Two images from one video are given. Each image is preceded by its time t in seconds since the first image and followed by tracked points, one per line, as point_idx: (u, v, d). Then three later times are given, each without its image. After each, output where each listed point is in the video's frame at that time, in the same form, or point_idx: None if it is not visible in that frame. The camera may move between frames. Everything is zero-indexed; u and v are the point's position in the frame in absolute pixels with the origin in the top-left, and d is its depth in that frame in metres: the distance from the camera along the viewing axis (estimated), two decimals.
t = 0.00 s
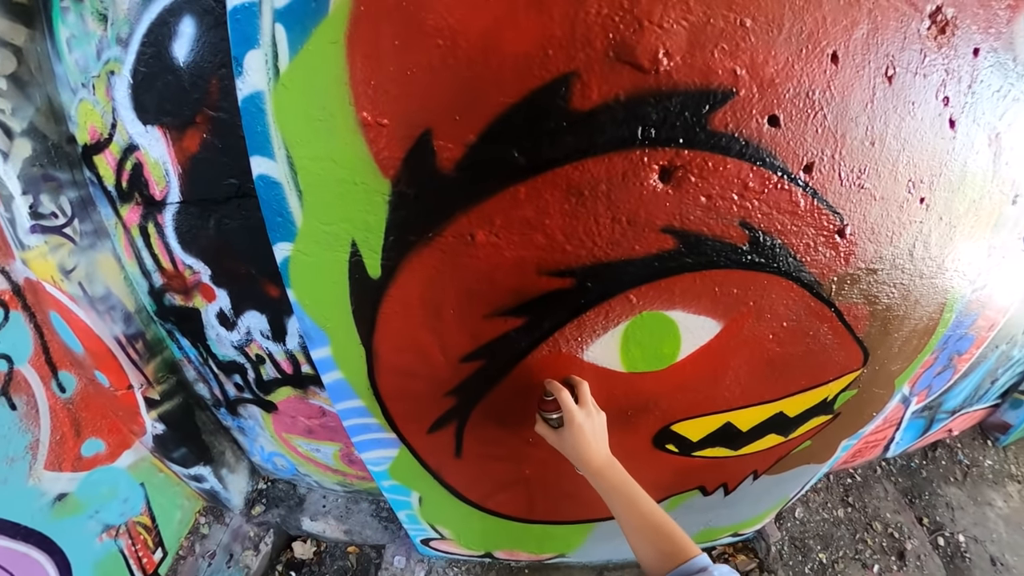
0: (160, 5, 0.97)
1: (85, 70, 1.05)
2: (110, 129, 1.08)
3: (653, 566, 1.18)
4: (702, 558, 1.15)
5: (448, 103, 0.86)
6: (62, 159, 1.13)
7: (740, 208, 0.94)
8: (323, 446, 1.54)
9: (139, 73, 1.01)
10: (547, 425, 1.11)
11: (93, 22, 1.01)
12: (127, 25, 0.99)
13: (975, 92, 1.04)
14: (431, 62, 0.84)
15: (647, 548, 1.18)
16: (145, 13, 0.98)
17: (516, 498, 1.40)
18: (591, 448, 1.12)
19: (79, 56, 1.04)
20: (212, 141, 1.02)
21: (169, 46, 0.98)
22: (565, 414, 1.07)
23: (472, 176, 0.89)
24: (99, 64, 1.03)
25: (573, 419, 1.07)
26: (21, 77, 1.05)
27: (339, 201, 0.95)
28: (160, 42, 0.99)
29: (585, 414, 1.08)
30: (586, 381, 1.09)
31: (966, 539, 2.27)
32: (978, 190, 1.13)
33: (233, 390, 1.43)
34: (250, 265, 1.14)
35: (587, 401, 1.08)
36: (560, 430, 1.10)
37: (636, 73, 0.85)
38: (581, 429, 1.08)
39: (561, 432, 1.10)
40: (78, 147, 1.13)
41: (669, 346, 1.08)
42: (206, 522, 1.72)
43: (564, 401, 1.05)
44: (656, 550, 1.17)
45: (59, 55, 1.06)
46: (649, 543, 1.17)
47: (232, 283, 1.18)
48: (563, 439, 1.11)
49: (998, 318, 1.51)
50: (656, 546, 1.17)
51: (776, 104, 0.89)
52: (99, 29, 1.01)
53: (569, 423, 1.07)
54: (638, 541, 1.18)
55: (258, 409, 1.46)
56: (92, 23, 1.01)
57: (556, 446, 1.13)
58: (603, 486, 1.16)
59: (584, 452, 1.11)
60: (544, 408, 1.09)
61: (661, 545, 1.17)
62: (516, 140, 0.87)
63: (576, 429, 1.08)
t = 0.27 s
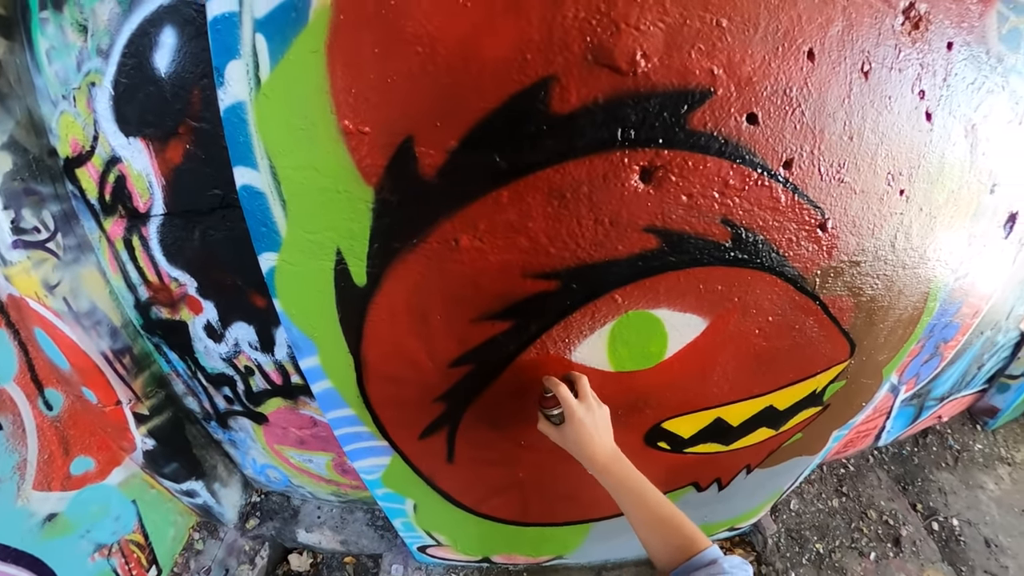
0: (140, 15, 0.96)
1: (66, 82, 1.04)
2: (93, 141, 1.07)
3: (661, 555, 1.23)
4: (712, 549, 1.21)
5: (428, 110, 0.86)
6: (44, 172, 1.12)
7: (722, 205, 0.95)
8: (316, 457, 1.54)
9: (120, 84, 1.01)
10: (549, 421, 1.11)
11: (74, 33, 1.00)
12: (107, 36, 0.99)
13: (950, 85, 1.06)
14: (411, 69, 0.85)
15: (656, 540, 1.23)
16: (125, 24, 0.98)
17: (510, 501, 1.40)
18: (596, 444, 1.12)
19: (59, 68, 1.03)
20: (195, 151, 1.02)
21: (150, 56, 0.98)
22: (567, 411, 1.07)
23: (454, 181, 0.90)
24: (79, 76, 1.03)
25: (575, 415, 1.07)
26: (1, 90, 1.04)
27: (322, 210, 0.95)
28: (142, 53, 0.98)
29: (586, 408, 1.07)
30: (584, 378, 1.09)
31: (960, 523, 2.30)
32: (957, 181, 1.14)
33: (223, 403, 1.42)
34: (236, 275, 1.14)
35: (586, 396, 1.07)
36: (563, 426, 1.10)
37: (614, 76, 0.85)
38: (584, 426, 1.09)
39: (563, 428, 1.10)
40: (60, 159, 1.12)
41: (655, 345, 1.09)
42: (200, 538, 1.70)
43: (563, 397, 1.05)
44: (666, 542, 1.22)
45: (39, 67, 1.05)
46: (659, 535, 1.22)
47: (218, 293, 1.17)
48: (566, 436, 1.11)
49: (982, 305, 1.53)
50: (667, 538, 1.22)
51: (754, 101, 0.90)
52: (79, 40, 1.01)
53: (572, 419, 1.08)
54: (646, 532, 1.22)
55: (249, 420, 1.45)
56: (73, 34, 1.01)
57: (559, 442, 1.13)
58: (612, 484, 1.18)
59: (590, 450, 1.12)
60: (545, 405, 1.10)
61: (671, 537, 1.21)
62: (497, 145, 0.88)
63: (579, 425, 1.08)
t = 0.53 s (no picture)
0: (113, 35, 0.96)
1: (41, 103, 1.04)
2: (69, 162, 1.06)
3: (670, 544, 1.15)
4: (724, 543, 1.13)
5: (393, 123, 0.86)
6: (22, 195, 1.14)
7: (695, 206, 0.94)
8: (308, 472, 1.49)
9: (95, 104, 1.00)
10: (580, 376, 1.03)
11: (47, 54, 1.01)
12: (81, 57, 0.99)
13: (923, 74, 1.05)
14: (374, 84, 0.85)
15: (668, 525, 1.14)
16: (98, 44, 0.97)
17: (502, 510, 1.38)
18: (631, 411, 1.03)
19: (35, 89, 1.04)
20: (172, 170, 1.00)
21: (124, 76, 0.97)
22: (606, 365, 1.00)
23: (423, 193, 0.89)
24: (55, 97, 1.03)
25: (615, 370, 0.99)
26: None
27: (294, 227, 0.94)
28: (115, 73, 0.97)
29: (628, 369, 1.01)
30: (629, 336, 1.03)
31: (956, 505, 2.31)
32: (934, 169, 1.14)
33: (211, 422, 1.38)
34: (217, 293, 1.11)
35: (628, 352, 1.01)
36: (598, 383, 1.02)
37: (578, 81, 0.85)
38: (624, 386, 1.01)
39: (597, 386, 1.02)
40: (37, 181, 1.13)
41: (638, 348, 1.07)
42: (195, 559, 1.71)
43: (607, 350, 0.99)
44: (678, 529, 1.13)
45: (15, 89, 1.06)
46: (674, 521, 1.13)
47: (200, 312, 1.14)
48: (599, 395, 1.02)
49: (966, 290, 1.54)
50: (680, 525, 1.13)
51: (722, 100, 0.89)
52: (53, 60, 1.01)
53: (608, 374, 1.00)
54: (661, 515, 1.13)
55: (239, 438, 1.41)
56: (46, 55, 1.01)
57: (591, 403, 1.04)
58: (638, 459, 1.07)
59: (623, 417, 1.02)
60: (581, 357, 1.02)
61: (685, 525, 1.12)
62: (464, 155, 0.87)
63: (617, 382, 1.00)
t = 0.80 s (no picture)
0: (90, 61, 0.94)
1: (20, 129, 1.01)
2: (51, 187, 1.04)
3: (677, 546, 1.05)
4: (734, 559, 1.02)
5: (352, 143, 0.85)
6: (4, 221, 1.11)
7: (664, 208, 0.93)
8: (302, 488, 1.46)
9: (75, 128, 0.98)
10: (660, 349, 0.98)
11: (25, 79, 0.98)
12: (58, 81, 0.96)
13: (895, 63, 1.05)
14: (332, 103, 0.84)
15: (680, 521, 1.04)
16: (75, 69, 0.95)
17: (496, 520, 1.36)
18: (696, 399, 0.97)
19: (13, 115, 1.01)
20: (152, 193, 0.99)
21: (101, 100, 0.95)
22: (697, 346, 0.97)
23: (389, 208, 0.88)
24: (34, 122, 1.00)
25: (704, 353, 0.96)
26: None
27: (266, 247, 0.93)
28: (93, 98, 0.95)
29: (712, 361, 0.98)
30: (703, 311, 1.01)
31: (956, 490, 2.30)
32: (911, 159, 1.14)
33: (204, 441, 1.36)
34: (202, 313, 1.09)
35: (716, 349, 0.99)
36: (679, 359, 0.97)
37: (536, 89, 0.84)
38: (701, 372, 0.96)
39: (674, 363, 0.97)
40: (20, 207, 1.10)
41: (615, 351, 1.07)
42: None
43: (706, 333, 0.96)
44: (689, 527, 1.03)
45: None
46: (690, 521, 1.03)
47: (187, 332, 1.13)
48: (676, 370, 0.97)
49: (954, 275, 1.54)
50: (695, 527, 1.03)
51: (686, 100, 0.89)
52: (31, 86, 0.98)
53: (695, 355, 0.96)
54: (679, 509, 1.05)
55: (230, 456, 1.39)
56: (23, 80, 0.98)
57: (657, 378, 0.99)
58: (682, 443, 1.01)
59: (686, 399, 0.97)
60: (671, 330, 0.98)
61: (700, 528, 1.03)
62: (425, 169, 0.86)
63: (699, 365, 0.96)
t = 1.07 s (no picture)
0: (81, 78, 0.94)
1: (18, 146, 1.03)
2: (48, 203, 1.05)
3: (666, 562, 1.02)
4: None
5: (328, 157, 0.86)
6: (4, 236, 1.13)
7: (642, 211, 0.93)
8: (301, 495, 1.45)
9: (70, 145, 0.99)
10: (657, 364, 1.02)
11: (21, 97, 0.99)
12: (52, 99, 0.97)
13: (878, 56, 1.05)
14: (308, 116, 0.84)
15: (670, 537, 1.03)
16: (68, 86, 0.96)
17: (491, 525, 1.36)
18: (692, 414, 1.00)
19: (10, 132, 1.03)
20: (146, 207, 0.98)
21: (94, 117, 0.95)
22: (691, 362, 1.00)
23: (369, 219, 0.88)
24: (30, 139, 1.02)
25: (698, 370, 1.00)
26: None
27: (251, 260, 0.94)
28: (86, 114, 0.96)
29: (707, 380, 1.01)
30: (699, 334, 1.04)
31: (961, 485, 2.29)
32: (899, 153, 1.14)
33: (203, 450, 1.35)
34: (198, 324, 1.09)
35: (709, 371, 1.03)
36: (674, 375, 1.01)
37: (505, 98, 0.84)
38: (695, 388, 0.99)
39: (669, 379, 1.01)
40: (19, 222, 1.12)
41: (600, 355, 1.06)
42: None
43: (699, 351, 1.01)
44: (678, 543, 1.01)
45: None
46: (681, 535, 1.01)
47: (184, 343, 1.12)
48: (671, 385, 1.00)
49: (952, 268, 1.54)
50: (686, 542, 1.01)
51: (659, 101, 0.89)
52: (26, 104, 0.99)
53: (690, 370, 1.00)
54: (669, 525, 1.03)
55: (230, 465, 1.38)
56: (19, 98, 0.99)
57: (653, 392, 1.01)
58: (675, 455, 1.02)
59: (680, 411, 0.99)
60: (667, 347, 1.02)
61: (690, 542, 1.01)
62: (398, 180, 0.87)
63: (693, 380, 0.99)
